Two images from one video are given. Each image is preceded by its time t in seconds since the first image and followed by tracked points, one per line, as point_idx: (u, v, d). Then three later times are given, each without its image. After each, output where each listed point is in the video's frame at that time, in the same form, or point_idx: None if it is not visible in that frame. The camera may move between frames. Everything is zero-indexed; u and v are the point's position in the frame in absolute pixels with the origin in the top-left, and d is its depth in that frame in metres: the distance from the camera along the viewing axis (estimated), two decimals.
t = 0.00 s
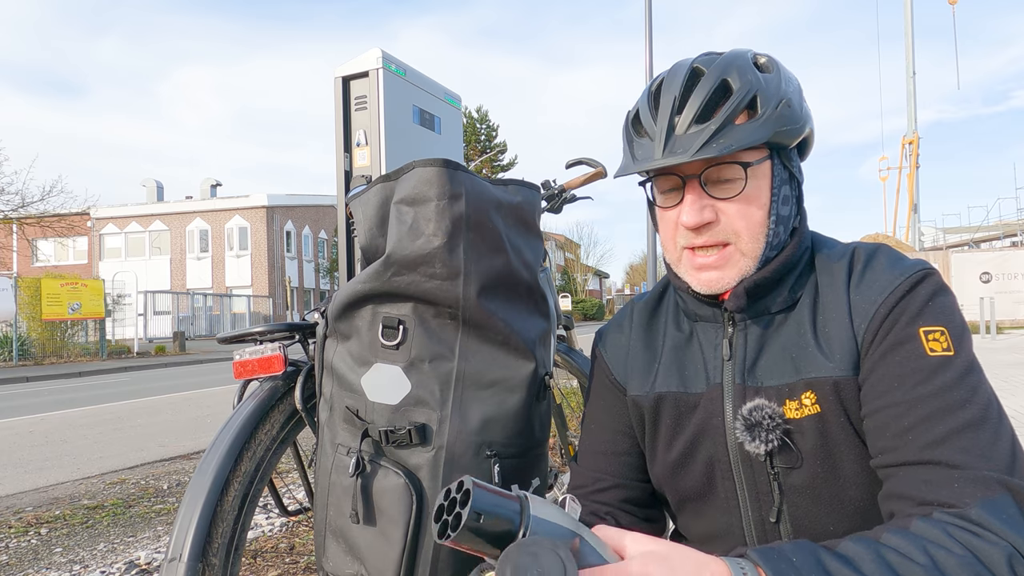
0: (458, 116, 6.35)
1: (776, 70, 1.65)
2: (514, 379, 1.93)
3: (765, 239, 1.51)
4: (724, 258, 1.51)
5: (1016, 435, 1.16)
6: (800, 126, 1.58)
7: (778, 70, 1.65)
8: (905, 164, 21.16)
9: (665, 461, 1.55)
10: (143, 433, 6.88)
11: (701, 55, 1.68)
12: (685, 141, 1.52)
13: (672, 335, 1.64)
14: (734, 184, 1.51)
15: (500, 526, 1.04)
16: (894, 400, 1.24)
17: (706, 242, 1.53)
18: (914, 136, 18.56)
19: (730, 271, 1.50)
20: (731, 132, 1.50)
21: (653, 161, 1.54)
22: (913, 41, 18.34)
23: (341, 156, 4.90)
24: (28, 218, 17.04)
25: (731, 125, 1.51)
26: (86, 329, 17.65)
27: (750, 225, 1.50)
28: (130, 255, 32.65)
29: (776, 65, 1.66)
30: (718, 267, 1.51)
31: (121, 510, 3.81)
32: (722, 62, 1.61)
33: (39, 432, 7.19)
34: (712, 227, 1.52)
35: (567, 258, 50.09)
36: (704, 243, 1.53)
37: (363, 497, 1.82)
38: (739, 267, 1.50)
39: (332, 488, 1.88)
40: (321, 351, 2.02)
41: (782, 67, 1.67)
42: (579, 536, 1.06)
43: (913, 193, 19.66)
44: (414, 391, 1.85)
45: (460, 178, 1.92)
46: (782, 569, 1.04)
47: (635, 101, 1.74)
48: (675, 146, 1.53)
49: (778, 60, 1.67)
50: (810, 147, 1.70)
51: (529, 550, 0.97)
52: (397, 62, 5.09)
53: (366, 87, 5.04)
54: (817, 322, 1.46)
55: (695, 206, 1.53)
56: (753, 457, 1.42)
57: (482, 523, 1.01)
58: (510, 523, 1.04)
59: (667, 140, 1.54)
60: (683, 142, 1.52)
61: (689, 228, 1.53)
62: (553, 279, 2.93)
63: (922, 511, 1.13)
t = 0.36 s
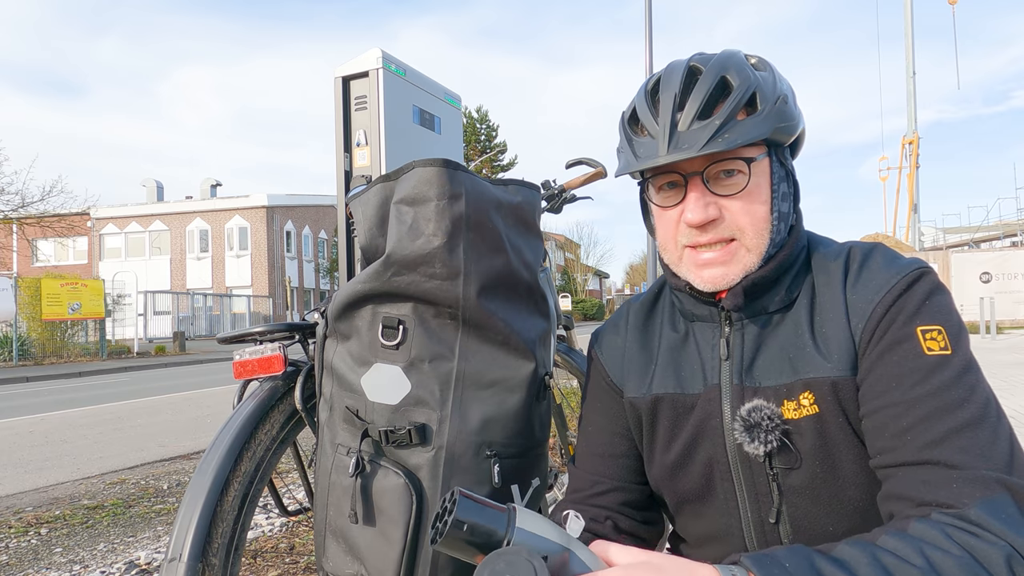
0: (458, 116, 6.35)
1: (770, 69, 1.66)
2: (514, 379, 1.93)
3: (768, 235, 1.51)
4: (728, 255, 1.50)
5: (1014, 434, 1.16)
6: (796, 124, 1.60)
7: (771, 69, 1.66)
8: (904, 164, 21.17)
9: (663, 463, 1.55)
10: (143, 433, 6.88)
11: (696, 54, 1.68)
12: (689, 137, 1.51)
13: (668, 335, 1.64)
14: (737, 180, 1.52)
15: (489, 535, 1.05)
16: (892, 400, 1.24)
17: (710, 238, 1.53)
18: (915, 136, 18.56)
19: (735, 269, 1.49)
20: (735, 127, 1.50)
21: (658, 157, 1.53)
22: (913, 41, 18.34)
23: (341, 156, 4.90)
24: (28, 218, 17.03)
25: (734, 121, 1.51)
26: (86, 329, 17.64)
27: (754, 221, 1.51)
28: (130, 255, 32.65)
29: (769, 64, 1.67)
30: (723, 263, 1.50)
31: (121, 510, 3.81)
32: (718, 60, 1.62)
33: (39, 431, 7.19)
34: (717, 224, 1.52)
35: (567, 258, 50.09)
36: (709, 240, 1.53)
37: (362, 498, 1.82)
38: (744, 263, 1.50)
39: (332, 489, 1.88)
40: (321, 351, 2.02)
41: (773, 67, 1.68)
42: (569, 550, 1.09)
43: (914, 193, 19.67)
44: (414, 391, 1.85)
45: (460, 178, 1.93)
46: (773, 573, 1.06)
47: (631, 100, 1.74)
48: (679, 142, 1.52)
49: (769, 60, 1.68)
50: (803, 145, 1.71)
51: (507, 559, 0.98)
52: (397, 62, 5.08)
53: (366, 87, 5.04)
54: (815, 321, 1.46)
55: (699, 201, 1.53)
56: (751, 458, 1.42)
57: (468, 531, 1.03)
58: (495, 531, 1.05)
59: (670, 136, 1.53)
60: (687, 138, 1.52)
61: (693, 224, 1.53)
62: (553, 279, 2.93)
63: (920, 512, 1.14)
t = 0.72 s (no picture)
0: (458, 116, 6.35)
1: (765, 69, 1.66)
2: (513, 379, 1.93)
3: (762, 238, 1.51)
4: (724, 257, 1.50)
5: (1009, 432, 1.16)
6: (791, 125, 1.60)
7: (766, 69, 1.66)
8: (904, 164, 21.18)
9: (661, 464, 1.56)
10: (143, 433, 6.88)
11: (691, 54, 1.68)
12: (685, 139, 1.51)
13: (666, 336, 1.64)
14: (733, 182, 1.52)
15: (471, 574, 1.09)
16: (888, 400, 1.24)
17: (705, 242, 1.52)
18: (914, 136, 18.57)
19: (730, 271, 1.50)
20: (730, 129, 1.51)
21: (654, 160, 1.53)
22: (913, 41, 18.36)
23: (341, 156, 4.90)
24: (28, 218, 17.04)
25: (729, 122, 1.51)
26: (86, 329, 17.65)
27: (748, 225, 1.51)
28: (130, 255, 32.66)
29: (764, 64, 1.67)
30: (716, 266, 1.51)
31: (121, 510, 3.81)
32: (714, 60, 1.62)
33: (38, 432, 7.19)
34: (712, 227, 1.52)
35: (567, 258, 50.10)
36: (703, 244, 1.52)
37: (362, 498, 1.82)
38: (738, 267, 1.50)
39: (331, 489, 1.88)
40: (321, 351, 2.02)
41: (767, 67, 1.68)
42: None
43: (913, 193, 19.67)
44: (414, 391, 1.85)
45: (460, 178, 1.93)
46: None
47: (627, 101, 1.74)
48: (676, 144, 1.52)
49: (764, 60, 1.68)
50: (798, 144, 1.71)
51: None
52: (397, 62, 5.08)
53: (366, 88, 5.04)
54: (811, 321, 1.46)
55: (695, 204, 1.53)
56: (749, 459, 1.42)
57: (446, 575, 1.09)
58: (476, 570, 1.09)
59: (666, 138, 1.54)
60: (682, 140, 1.52)
61: (688, 227, 1.53)
62: (553, 279, 2.93)
63: (912, 513, 1.14)
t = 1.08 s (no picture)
0: (458, 116, 6.35)
1: (768, 71, 1.66)
2: (514, 379, 1.93)
3: (758, 240, 1.51)
4: (719, 258, 1.50)
5: (1007, 432, 1.16)
6: (793, 128, 1.60)
7: (769, 72, 1.66)
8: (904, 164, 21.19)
9: (659, 465, 1.56)
10: (143, 433, 6.88)
11: (695, 54, 1.68)
12: (685, 139, 1.51)
13: (664, 336, 1.64)
14: (731, 184, 1.52)
15: None
16: (885, 401, 1.24)
17: (701, 243, 1.52)
18: (914, 136, 18.58)
19: (725, 272, 1.50)
20: (731, 130, 1.51)
21: (653, 159, 1.54)
22: (913, 42, 18.36)
23: (341, 156, 4.90)
24: (28, 218, 17.04)
25: (730, 124, 1.51)
26: (86, 329, 17.65)
27: (745, 226, 1.51)
28: (130, 255, 32.66)
29: (767, 66, 1.67)
30: (710, 266, 1.51)
31: (121, 510, 3.81)
32: (718, 61, 1.62)
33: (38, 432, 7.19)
34: (709, 228, 1.52)
35: (567, 258, 50.10)
36: (699, 245, 1.52)
37: (362, 498, 1.82)
38: (731, 267, 1.50)
39: (331, 489, 1.88)
40: (321, 351, 2.02)
41: (771, 69, 1.68)
42: None
43: (913, 193, 19.68)
44: (414, 391, 1.85)
45: (460, 178, 1.92)
46: None
47: (629, 99, 1.74)
48: (675, 144, 1.52)
49: (768, 63, 1.68)
50: (799, 148, 1.71)
51: None
52: (397, 62, 5.08)
53: (366, 88, 5.04)
54: (809, 322, 1.45)
55: (693, 205, 1.53)
56: (747, 460, 1.42)
57: None
58: None
59: (666, 137, 1.54)
60: (682, 140, 1.52)
61: (685, 228, 1.53)
62: (553, 279, 2.93)
63: (909, 514, 1.15)
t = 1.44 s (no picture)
0: (458, 116, 6.35)
1: (769, 69, 1.66)
2: (514, 379, 1.93)
3: (761, 237, 1.51)
4: (722, 257, 1.50)
5: (1007, 432, 1.16)
6: (794, 126, 1.60)
7: (770, 70, 1.66)
8: (904, 164, 21.19)
9: (658, 466, 1.56)
10: (143, 433, 6.88)
11: (696, 52, 1.68)
12: (689, 135, 1.51)
13: (664, 337, 1.64)
14: (734, 181, 1.52)
15: None
16: (885, 401, 1.24)
17: (705, 241, 1.52)
18: (915, 136, 18.58)
19: (728, 269, 1.50)
20: (734, 127, 1.51)
21: (656, 156, 1.53)
22: (913, 42, 18.37)
23: (341, 156, 4.89)
24: (28, 218, 17.04)
25: (733, 121, 1.51)
26: (86, 330, 17.65)
27: (748, 223, 1.51)
28: (130, 255, 32.66)
29: (768, 64, 1.67)
30: (714, 264, 1.51)
31: (121, 510, 3.81)
32: (719, 59, 1.62)
33: (39, 432, 7.20)
34: (712, 225, 1.52)
35: (567, 258, 50.10)
36: (703, 242, 1.52)
37: (362, 498, 1.82)
38: (735, 264, 1.50)
39: (331, 489, 1.88)
40: (321, 351, 2.02)
41: (772, 68, 1.68)
42: None
43: (913, 193, 19.68)
44: (414, 391, 1.85)
45: (460, 178, 1.92)
46: None
47: (630, 96, 1.74)
48: (679, 140, 1.52)
49: (768, 61, 1.68)
50: (799, 148, 1.71)
51: None
52: (397, 62, 5.08)
53: (366, 87, 5.04)
54: (808, 322, 1.45)
55: (696, 202, 1.53)
56: (747, 460, 1.42)
57: None
58: None
59: (669, 135, 1.53)
60: (686, 137, 1.52)
61: (688, 224, 1.53)
62: (553, 279, 2.93)
63: (909, 514, 1.14)
